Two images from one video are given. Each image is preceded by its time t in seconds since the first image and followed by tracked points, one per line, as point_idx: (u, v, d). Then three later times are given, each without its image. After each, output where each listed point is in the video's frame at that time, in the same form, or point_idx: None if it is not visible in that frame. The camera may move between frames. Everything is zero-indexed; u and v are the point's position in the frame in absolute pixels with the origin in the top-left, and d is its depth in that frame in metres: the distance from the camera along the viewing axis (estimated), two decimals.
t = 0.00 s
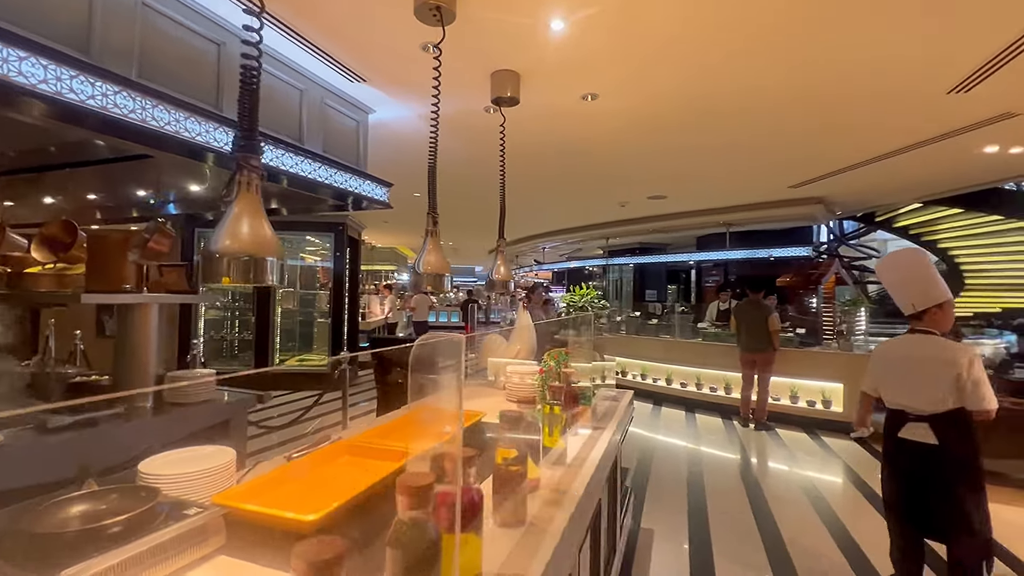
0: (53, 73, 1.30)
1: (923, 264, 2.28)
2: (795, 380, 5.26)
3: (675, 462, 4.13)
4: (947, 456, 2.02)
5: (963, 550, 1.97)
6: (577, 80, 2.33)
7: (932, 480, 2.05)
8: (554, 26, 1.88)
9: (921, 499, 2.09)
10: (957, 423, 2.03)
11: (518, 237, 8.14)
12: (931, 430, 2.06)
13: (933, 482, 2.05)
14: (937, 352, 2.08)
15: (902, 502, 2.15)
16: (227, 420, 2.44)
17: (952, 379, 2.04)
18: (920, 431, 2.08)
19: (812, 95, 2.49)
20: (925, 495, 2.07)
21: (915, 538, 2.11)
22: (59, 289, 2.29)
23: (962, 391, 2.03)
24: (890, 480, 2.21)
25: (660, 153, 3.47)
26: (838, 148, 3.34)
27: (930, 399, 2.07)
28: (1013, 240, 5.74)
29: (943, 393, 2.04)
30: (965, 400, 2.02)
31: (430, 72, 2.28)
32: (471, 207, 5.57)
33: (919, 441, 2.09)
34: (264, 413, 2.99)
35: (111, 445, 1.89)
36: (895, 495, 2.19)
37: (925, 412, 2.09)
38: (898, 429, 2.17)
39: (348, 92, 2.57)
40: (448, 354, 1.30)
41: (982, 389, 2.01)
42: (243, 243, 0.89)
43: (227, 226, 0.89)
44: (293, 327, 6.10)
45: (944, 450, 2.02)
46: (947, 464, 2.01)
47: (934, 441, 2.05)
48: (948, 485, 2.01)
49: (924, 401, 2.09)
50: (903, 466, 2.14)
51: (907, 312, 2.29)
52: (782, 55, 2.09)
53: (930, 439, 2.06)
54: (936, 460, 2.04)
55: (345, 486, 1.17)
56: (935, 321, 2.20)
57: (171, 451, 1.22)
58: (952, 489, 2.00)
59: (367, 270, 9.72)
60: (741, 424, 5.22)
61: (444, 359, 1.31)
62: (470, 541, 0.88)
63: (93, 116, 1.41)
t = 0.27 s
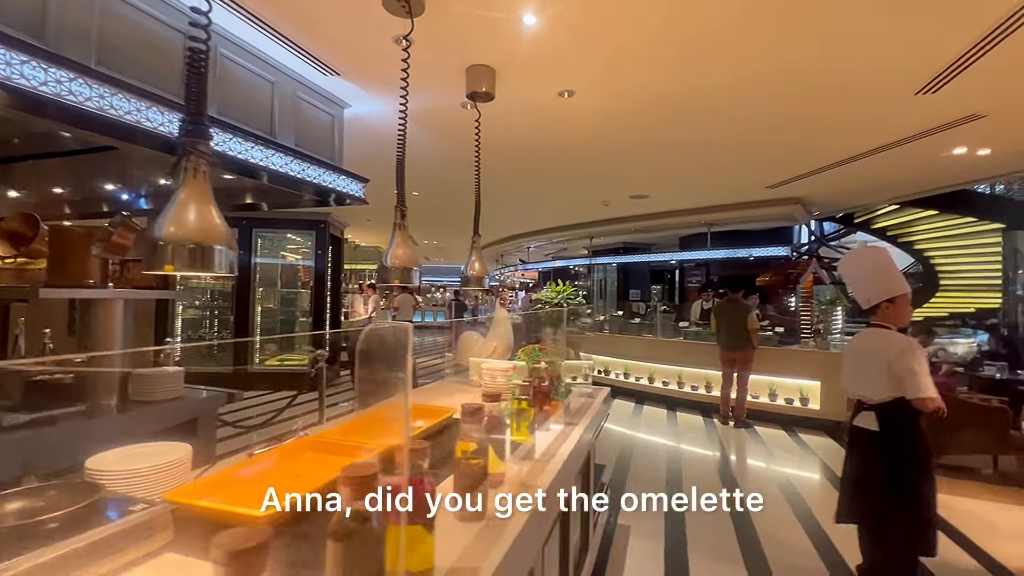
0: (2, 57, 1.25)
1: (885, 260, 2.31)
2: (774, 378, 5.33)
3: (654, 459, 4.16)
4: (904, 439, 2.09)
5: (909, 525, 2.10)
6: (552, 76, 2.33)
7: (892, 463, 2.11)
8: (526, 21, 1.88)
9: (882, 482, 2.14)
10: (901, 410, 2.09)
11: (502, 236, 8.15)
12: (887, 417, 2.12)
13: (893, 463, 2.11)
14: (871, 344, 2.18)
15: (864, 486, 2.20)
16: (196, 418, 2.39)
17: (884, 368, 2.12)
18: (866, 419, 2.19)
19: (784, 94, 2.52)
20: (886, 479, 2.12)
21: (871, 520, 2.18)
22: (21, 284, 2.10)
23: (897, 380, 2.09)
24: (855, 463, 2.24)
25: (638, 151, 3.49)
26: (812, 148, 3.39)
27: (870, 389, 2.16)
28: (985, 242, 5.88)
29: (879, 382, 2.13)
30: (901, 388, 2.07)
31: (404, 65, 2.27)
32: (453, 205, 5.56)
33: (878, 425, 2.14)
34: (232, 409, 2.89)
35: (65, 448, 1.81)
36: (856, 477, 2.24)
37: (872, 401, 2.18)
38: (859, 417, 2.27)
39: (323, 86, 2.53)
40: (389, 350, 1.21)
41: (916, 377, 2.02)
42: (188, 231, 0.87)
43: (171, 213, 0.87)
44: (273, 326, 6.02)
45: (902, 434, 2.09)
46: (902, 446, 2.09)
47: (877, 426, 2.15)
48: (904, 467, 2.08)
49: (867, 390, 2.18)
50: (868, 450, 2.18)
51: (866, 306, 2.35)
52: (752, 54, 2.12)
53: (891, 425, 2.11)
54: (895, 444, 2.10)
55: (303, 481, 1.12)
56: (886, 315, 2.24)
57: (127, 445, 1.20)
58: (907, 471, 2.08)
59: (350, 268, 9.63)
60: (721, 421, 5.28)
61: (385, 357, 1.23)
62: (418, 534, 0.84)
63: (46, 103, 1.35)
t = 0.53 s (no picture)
0: None
1: (863, 256, 2.33)
2: (758, 374, 5.39)
3: (640, 454, 4.20)
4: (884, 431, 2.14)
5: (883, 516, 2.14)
6: (535, 70, 2.35)
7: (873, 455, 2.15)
8: (508, 14, 1.90)
9: (862, 474, 2.17)
10: (866, 401, 2.16)
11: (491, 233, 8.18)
12: (864, 408, 2.17)
13: (873, 455, 2.15)
14: (837, 338, 2.28)
15: (845, 477, 2.22)
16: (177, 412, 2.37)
17: (844, 360, 2.21)
18: (837, 411, 2.29)
19: (763, 91, 2.57)
20: (867, 471, 2.16)
21: (847, 509, 2.22)
22: None
23: (856, 371, 2.18)
24: (838, 455, 2.26)
25: (623, 147, 3.53)
26: (793, 146, 3.46)
27: (836, 381, 2.26)
28: (964, 241, 6.00)
29: (841, 374, 2.22)
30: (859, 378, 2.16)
31: (388, 58, 2.26)
32: (441, 200, 5.57)
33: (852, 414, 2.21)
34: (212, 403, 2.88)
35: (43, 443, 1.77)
36: (836, 468, 2.27)
37: (841, 393, 2.26)
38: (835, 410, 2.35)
39: (306, 79, 2.52)
40: (355, 334, 1.09)
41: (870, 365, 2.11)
42: (158, 217, 0.89)
43: (142, 198, 0.89)
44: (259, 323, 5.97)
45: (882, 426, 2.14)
46: (880, 438, 2.14)
47: (847, 418, 2.24)
48: (883, 458, 2.13)
49: (836, 383, 2.27)
50: (850, 443, 2.21)
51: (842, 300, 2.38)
52: (732, 50, 2.15)
53: (872, 417, 2.15)
54: (876, 437, 2.13)
55: (280, 468, 1.11)
56: (858, 310, 2.28)
57: (95, 438, 1.18)
58: (886, 462, 2.13)
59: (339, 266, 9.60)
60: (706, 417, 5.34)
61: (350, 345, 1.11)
62: (386, 519, 0.85)
63: (19, 90, 1.33)
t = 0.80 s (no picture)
0: None
1: (848, 255, 2.35)
2: (747, 373, 5.43)
3: (629, 453, 4.21)
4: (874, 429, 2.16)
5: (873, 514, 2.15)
6: (524, 69, 2.37)
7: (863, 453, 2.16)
8: (495, 12, 1.91)
9: (853, 472, 2.18)
10: (852, 400, 2.19)
11: (483, 232, 8.18)
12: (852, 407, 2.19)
13: (862, 453, 2.16)
14: (824, 338, 2.31)
15: (835, 475, 2.23)
16: (162, 411, 2.34)
17: (833, 359, 2.24)
18: (826, 411, 2.32)
19: (750, 91, 2.59)
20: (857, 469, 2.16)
21: (837, 507, 2.23)
22: None
23: (844, 369, 2.20)
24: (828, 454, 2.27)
25: (614, 146, 3.55)
26: (781, 146, 3.49)
27: (824, 380, 2.29)
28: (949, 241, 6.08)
29: (829, 373, 2.25)
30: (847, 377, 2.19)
31: (376, 56, 2.25)
32: (433, 198, 5.58)
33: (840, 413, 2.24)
34: (198, 402, 2.86)
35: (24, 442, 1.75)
36: (827, 466, 2.28)
37: (829, 392, 2.30)
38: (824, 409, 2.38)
39: (294, 76, 2.51)
40: (334, 335, 1.09)
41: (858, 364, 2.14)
42: (136, 211, 0.92)
43: (120, 193, 0.92)
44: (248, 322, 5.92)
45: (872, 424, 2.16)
46: (869, 436, 2.16)
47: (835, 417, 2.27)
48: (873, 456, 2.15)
49: (823, 382, 2.30)
50: (841, 441, 2.22)
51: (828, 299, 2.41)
52: (719, 49, 2.17)
53: (862, 415, 2.17)
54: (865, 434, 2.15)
55: (263, 465, 1.10)
56: (846, 309, 2.32)
57: (74, 435, 1.17)
58: (876, 461, 2.14)
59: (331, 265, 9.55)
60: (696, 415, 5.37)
61: (329, 344, 1.10)
62: (365, 517, 0.85)
63: None
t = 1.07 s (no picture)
0: None
1: (835, 256, 2.36)
2: (739, 373, 5.46)
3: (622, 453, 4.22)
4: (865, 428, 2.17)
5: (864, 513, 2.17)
6: (516, 68, 2.37)
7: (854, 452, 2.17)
8: (488, 10, 1.90)
9: (844, 471, 2.19)
10: (847, 400, 2.19)
11: (476, 233, 8.18)
12: (844, 406, 2.19)
13: (854, 453, 2.17)
14: (819, 338, 2.29)
15: (827, 474, 2.24)
16: (150, 413, 2.31)
17: (830, 359, 2.22)
18: (817, 410, 2.29)
19: (741, 92, 2.60)
20: (849, 468, 2.18)
21: (828, 506, 2.24)
22: None
23: (840, 370, 2.20)
24: (820, 452, 2.28)
25: (607, 146, 3.55)
26: (772, 147, 3.51)
27: (819, 381, 2.27)
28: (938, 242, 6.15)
29: (825, 373, 2.23)
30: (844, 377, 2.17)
31: (367, 54, 2.23)
32: (426, 198, 5.57)
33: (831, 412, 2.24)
34: (186, 404, 2.84)
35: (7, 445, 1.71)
36: (819, 465, 2.29)
37: (822, 392, 2.28)
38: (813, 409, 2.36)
39: (284, 75, 2.49)
40: (321, 338, 1.08)
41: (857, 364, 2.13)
42: (118, 209, 0.90)
43: (101, 191, 0.90)
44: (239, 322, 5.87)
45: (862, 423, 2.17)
46: (859, 434, 2.17)
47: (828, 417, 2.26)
48: (864, 455, 2.16)
49: (817, 382, 2.29)
50: (833, 440, 2.23)
51: (819, 299, 2.41)
52: (711, 50, 2.18)
53: (853, 414, 2.18)
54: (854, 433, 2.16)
55: (252, 466, 1.09)
56: (839, 309, 2.32)
57: (58, 439, 1.15)
58: (867, 460, 2.16)
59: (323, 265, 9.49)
60: (688, 415, 5.39)
61: (318, 345, 1.09)
62: (353, 519, 0.83)
63: None
